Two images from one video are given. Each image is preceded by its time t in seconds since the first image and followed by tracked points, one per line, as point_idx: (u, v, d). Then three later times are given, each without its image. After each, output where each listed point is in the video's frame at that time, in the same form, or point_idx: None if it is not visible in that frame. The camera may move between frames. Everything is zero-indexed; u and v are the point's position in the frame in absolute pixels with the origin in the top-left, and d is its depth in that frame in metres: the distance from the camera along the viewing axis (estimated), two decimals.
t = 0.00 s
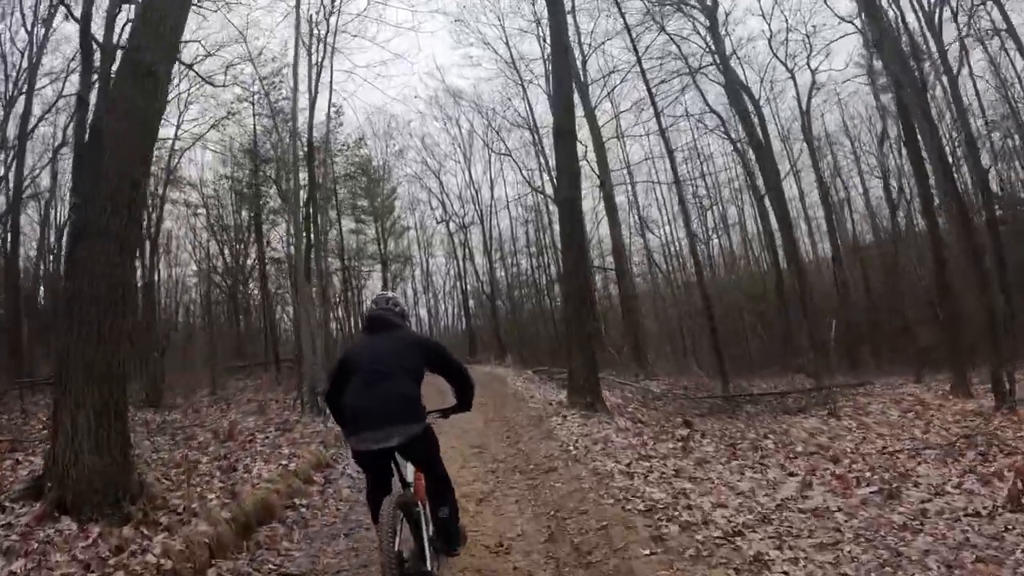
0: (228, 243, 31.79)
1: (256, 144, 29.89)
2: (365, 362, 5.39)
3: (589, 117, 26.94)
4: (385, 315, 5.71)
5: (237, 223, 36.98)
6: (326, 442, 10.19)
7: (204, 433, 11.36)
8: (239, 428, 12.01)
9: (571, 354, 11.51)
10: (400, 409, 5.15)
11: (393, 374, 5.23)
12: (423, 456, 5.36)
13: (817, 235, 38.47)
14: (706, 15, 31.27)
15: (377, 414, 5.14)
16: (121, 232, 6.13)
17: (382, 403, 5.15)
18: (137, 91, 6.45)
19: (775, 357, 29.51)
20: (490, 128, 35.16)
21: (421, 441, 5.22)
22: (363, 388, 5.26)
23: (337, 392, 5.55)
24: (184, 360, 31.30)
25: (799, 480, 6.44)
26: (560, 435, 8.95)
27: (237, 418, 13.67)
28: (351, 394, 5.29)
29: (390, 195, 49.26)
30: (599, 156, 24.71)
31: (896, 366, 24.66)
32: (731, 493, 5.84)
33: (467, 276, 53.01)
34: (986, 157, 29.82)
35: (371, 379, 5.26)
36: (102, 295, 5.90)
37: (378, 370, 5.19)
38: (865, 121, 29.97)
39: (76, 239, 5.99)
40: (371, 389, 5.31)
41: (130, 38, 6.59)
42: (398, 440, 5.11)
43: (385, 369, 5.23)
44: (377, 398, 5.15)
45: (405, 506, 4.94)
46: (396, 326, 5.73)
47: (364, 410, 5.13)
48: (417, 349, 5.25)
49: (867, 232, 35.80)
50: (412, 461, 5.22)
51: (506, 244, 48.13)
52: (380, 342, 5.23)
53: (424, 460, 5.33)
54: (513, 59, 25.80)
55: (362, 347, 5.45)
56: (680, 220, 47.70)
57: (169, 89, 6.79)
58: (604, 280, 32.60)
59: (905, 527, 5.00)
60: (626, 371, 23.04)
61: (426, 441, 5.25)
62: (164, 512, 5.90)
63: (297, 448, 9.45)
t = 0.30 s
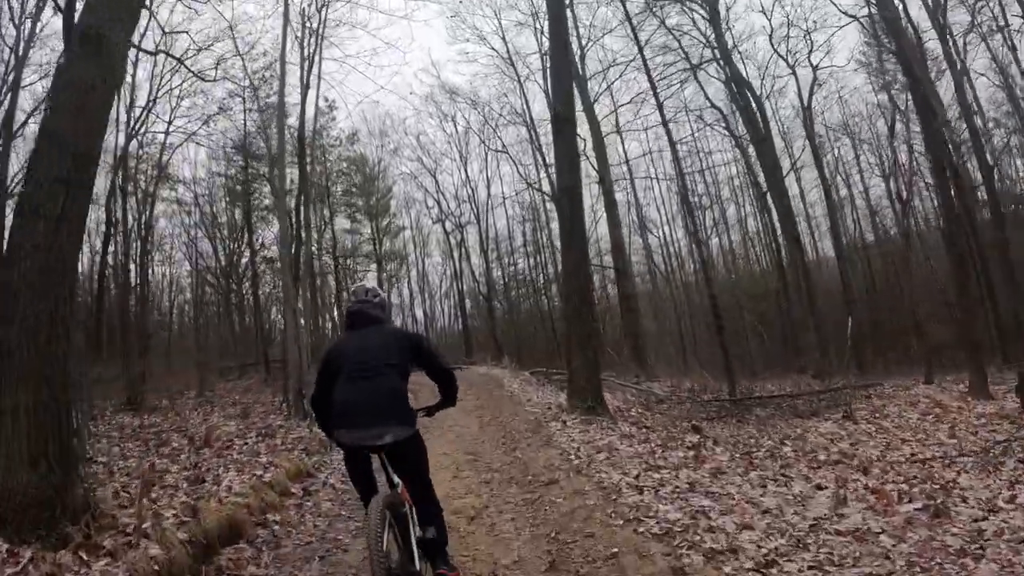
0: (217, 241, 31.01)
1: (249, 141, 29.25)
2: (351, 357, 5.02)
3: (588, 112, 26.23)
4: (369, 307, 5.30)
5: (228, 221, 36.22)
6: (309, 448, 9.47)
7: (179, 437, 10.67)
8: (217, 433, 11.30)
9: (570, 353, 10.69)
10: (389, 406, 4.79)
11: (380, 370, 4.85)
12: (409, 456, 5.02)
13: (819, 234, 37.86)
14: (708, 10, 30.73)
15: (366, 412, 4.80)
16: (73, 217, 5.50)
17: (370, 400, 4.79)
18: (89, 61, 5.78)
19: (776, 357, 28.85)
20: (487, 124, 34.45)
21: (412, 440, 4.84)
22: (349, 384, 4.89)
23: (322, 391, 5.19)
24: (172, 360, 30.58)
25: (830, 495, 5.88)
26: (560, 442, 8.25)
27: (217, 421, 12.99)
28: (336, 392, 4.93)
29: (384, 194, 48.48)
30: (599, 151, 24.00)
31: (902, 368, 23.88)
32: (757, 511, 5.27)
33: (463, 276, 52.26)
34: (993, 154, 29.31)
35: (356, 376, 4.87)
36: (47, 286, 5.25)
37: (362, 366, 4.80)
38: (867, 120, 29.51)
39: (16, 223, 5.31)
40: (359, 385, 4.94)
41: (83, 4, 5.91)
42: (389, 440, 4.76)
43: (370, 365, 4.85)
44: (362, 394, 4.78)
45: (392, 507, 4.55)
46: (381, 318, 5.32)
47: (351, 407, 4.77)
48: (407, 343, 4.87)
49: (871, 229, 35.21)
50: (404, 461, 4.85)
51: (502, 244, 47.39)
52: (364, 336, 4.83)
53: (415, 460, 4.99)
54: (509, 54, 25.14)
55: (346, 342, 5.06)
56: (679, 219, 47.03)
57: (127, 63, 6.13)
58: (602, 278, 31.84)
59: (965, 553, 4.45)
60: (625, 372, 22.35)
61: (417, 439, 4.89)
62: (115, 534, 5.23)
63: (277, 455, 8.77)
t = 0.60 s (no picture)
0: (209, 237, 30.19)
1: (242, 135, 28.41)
2: (343, 358, 5.37)
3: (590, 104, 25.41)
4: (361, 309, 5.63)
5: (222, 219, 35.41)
6: (293, 453, 8.76)
7: (156, 441, 10.00)
8: (196, 436, 10.58)
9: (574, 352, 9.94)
10: (380, 406, 5.19)
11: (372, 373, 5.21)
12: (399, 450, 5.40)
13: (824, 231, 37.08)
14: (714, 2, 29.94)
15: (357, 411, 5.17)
16: (9, 204, 4.80)
17: (361, 400, 5.16)
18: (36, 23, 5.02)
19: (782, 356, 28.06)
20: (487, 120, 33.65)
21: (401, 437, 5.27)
22: (340, 385, 5.26)
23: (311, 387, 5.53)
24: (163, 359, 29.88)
25: (875, 512, 5.26)
26: (565, 450, 7.54)
27: (200, 423, 12.31)
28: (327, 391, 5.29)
29: (382, 191, 47.62)
30: (602, 145, 23.21)
31: (914, 367, 23.14)
32: (795, 533, 4.65)
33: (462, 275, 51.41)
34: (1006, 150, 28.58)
35: (348, 377, 5.23)
36: None
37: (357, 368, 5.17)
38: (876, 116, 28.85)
39: None
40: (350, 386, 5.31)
41: None
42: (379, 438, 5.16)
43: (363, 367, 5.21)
44: (354, 395, 5.15)
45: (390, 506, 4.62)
46: (373, 322, 5.72)
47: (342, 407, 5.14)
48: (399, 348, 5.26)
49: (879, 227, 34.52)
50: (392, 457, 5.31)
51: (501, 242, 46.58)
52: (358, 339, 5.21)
53: (403, 456, 5.36)
54: (508, 47, 24.54)
55: (338, 344, 5.41)
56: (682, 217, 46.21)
57: (84, 29, 5.39)
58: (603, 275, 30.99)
59: None
60: (628, 373, 21.68)
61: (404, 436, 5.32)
62: (55, 561, 4.56)
63: (257, 462, 8.08)
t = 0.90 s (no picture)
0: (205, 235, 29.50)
1: (235, 130, 27.66)
2: (328, 362, 5.19)
3: (592, 99, 24.71)
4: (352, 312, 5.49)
5: (215, 218, 34.66)
6: (272, 463, 8.05)
7: (128, 448, 9.29)
8: (174, 443, 9.87)
9: (576, 355, 9.21)
10: (363, 412, 4.97)
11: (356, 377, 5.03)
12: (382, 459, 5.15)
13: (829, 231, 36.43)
14: None
15: (339, 416, 4.96)
16: None
17: (343, 405, 4.96)
18: None
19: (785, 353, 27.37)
20: (487, 116, 32.80)
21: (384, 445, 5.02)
22: (323, 390, 5.07)
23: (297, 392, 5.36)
24: (152, 360, 29.12)
25: (929, 538, 4.76)
26: (569, 462, 6.86)
27: (179, 429, 11.59)
28: (309, 395, 5.10)
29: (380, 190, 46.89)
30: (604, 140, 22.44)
31: (925, 369, 22.50)
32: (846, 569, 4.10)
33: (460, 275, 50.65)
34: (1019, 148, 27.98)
35: (331, 381, 5.05)
36: None
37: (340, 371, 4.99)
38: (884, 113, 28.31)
39: None
40: (333, 391, 5.12)
41: None
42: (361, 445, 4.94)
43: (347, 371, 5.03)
44: (336, 399, 4.96)
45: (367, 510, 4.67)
46: (363, 324, 5.51)
47: (324, 411, 4.95)
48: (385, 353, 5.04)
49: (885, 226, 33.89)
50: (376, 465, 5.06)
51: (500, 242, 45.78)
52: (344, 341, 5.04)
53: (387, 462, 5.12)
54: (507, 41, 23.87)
55: (323, 347, 5.24)
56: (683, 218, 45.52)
57: None
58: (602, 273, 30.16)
59: None
60: (631, 376, 21.01)
61: (389, 445, 5.06)
62: None
63: (232, 474, 7.39)
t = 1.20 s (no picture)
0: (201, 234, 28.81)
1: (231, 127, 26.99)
2: (317, 362, 4.85)
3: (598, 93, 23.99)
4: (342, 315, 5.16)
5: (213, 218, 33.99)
6: (253, 473, 7.35)
7: (100, 456, 8.57)
8: (153, 450, 9.17)
9: (586, 357, 8.48)
10: (356, 412, 4.65)
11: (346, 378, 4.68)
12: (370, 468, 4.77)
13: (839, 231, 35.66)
14: None
15: (329, 416, 4.62)
16: None
17: (335, 405, 4.62)
18: None
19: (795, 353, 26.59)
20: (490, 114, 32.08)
21: (373, 452, 4.69)
22: (311, 389, 4.72)
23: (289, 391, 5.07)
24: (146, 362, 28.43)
25: (1006, 568, 4.10)
26: (580, 476, 6.17)
27: (161, 434, 10.87)
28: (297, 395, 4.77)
29: (381, 190, 46.16)
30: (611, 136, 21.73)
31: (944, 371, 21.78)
32: None
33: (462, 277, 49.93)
34: None
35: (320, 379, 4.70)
36: None
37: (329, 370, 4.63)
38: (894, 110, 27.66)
39: None
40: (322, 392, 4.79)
41: None
42: (346, 448, 4.60)
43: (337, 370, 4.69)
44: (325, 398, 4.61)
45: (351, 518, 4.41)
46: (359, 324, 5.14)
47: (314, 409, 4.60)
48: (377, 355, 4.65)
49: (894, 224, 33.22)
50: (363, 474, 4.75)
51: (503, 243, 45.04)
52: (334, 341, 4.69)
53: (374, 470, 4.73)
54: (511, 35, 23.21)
55: (312, 347, 4.91)
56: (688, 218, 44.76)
57: None
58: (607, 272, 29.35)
59: None
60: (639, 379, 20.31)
61: (377, 452, 4.73)
62: None
63: (207, 488, 6.68)
